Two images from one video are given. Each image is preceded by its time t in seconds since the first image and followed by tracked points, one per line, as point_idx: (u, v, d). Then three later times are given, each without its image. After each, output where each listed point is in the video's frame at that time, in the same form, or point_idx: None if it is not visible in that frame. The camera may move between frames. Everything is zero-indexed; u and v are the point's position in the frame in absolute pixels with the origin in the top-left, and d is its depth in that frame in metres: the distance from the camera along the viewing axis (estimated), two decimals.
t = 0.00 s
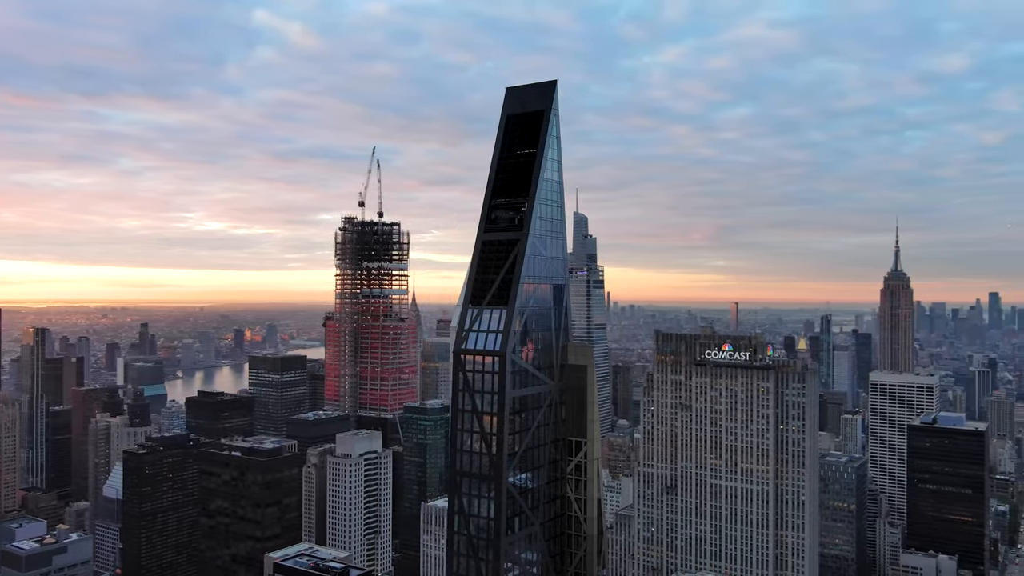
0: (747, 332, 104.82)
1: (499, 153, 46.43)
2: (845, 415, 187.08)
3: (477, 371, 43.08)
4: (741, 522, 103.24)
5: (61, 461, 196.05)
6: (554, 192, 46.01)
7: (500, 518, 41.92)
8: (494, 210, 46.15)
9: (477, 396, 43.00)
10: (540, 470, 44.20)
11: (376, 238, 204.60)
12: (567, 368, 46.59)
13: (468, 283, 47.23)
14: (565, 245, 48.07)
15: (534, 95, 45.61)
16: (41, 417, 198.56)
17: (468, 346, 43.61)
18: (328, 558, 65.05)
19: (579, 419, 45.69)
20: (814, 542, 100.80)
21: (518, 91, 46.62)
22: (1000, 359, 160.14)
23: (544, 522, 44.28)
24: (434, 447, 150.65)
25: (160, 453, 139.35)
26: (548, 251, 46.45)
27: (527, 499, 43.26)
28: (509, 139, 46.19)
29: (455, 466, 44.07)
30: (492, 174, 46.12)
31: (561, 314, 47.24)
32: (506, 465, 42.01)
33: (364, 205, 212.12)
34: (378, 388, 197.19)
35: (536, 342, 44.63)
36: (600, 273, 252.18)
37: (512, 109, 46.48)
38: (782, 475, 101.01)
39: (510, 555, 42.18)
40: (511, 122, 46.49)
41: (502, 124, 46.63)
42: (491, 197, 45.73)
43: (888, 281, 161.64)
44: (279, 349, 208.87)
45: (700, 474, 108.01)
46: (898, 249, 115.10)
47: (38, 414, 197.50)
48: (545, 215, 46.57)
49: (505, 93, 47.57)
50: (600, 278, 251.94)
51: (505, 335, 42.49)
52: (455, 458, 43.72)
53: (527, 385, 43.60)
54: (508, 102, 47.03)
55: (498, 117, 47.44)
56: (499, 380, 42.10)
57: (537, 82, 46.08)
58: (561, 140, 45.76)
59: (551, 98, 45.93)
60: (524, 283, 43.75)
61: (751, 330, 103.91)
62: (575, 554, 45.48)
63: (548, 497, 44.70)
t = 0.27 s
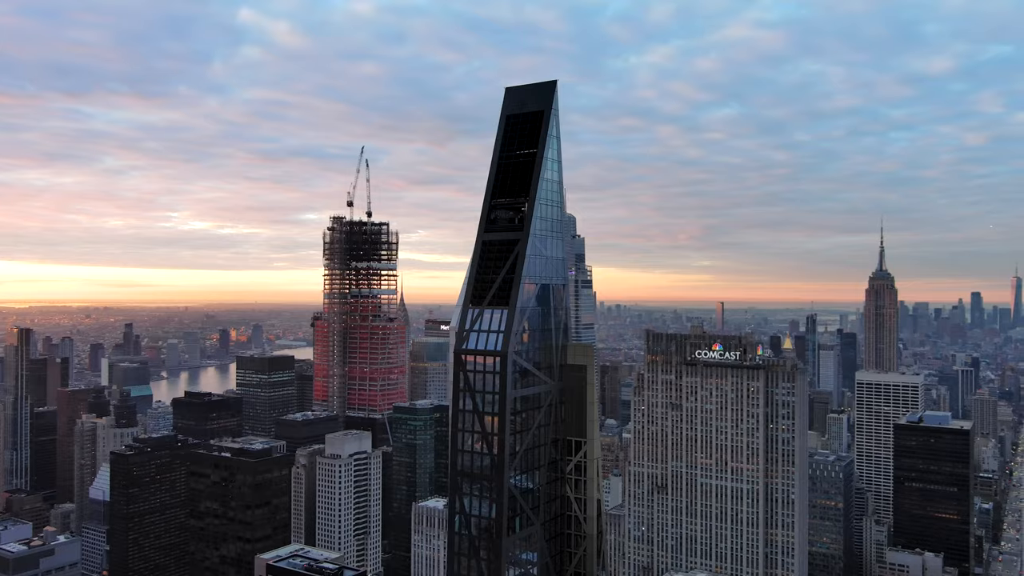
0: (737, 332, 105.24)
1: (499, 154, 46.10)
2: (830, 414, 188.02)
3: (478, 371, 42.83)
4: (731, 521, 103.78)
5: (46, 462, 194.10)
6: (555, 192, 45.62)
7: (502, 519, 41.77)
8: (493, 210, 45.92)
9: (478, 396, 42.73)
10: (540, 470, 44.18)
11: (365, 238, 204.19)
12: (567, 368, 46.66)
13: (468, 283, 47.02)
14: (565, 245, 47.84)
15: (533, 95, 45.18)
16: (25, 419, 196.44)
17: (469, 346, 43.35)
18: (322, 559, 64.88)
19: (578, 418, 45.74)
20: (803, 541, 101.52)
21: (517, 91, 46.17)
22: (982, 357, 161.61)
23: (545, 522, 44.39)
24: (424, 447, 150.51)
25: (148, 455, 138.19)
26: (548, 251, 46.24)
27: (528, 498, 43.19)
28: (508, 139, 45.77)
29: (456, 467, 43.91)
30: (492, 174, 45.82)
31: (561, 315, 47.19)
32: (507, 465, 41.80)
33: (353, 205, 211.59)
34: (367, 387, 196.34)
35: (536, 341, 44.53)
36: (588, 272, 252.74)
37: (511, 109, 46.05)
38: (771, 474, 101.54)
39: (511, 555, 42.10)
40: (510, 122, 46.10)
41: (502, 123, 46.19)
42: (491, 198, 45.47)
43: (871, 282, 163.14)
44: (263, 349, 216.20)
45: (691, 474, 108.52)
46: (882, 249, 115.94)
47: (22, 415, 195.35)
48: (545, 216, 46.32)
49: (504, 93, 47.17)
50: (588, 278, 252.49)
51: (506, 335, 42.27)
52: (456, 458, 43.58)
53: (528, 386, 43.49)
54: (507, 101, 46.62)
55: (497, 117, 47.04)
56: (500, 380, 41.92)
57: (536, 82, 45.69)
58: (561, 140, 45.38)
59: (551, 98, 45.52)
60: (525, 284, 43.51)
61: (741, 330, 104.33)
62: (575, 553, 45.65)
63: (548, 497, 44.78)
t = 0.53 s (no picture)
0: (728, 331, 105.61)
1: (498, 154, 46.01)
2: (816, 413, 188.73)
3: (479, 371, 42.84)
4: (722, 520, 104.30)
5: (30, 464, 192.19)
6: (556, 192, 45.51)
7: (503, 519, 41.79)
8: (493, 211, 45.87)
9: (479, 396, 42.77)
10: (540, 470, 44.16)
11: (354, 238, 203.70)
12: (567, 368, 46.60)
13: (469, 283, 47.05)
14: (565, 246, 47.77)
15: (533, 95, 45.04)
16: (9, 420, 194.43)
17: (470, 346, 43.38)
18: (315, 560, 64.65)
19: (578, 418, 45.70)
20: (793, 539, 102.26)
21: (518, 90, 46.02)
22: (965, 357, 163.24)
23: (546, 522, 44.35)
24: (413, 447, 150.11)
25: (135, 456, 137.18)
26: (548, 251, 46.20)
27: (528, 498, 43.20)
28: (508, 139, 45.63)
29: (457, 467, 43.87)
30: (491, 174, 45.72)
31: (561, 315, 47.29)
32: (509, 465, 41.80)
33: (340, 205, 211.07)
34: (356, 388, 195.53)
35: (537, 341, 44.54)
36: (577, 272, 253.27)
37: (511, 108, 45.89)
38: (761, 473, 102.23)
39: (513, 555, 42.15)
40: (509, 123, 45.97)
41: (502, 123, 45.97)
42: (491, 198, 45.40)
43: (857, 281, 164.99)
44: (250, 350, 215.16)
45: (681, 473, 108.90)
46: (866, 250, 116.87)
47: (6, 416, 193.29)
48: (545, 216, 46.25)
49: (504, 93, 47.02)
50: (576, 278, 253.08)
51: (507, 335, 42.29)
52: (457, 458, 43.55)
53: (528, 386, 43.49)
54: (507, 101, 46.46)
55: (497, 117, 46.87)
56: (502, 380, 41.97)
57: (536, 83, 45.56)
58: (561, 140, 45.28)
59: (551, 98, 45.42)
60: (526, 284, 43.50)
61: (731, 329, 104.69)
62: (575, 553, 45.63)
63: (549, 497, 44.74)
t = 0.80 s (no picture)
0: (718, 331, 106.00)
1: (498, 154, 46.13)
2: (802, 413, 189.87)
3: (479, 371, 42.94)
4: (711, 519, 104.86)
5: (14, 466, 190.13)
6: (555, 192, 45.70)
7: (504, 519, 41.81)
8: (494, 211, 45.96)
9: (481, 397, 42.84)
10: (540, 470, 44.23)
11: (342, 237, 203.26)
12: (567, 368, 46.75)
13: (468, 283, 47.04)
14: (565, 245, 47.89)
15: (533, 95, 45.25)
16: None
17: (471, 346, 43.43)
18: (309, 561, 64.39)
19: (578, 418, 45.84)
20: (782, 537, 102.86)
21: (517, 91, 46.20)
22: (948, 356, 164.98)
23: (546, 522, 44.41)
24: (402, 448, 149.57)
25: (123, 457, 136.10)
26: (548, 251, 46.32)
27: (529, 498, 43.27)
28: (508, 139, 45.79)
29: (457, 467, 43.86)
30: (491, 174, 45.84)
31: (561, 315, 47.45)
32: (510, 465, 41.88)
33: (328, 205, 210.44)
34: (344, 388, 194.42)
35: (537, 341, 44.66)
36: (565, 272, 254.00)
37: (511, 109, 46.07)
38: (751, 472, 102.79)
39: (514, 554, 42.16)
40: (509, 123, 46.12)
41: (502, 123, 46.15)
42: (491, 197, 45.50)
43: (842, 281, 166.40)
44: (235, 350, 213.08)
45: (672, 473, 109.29)
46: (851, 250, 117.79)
47: None
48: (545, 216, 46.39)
49: (503, 93, 47.18)
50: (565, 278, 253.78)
51: (509, 335, 42.40)
52: (458, 458, 43.55)
53: (529, 386, 43.58)
54: (506, 101, 46.63)
55: (496, 117, 47.02)
56: (503, 380, 42.06)
57: (536, 83, 45.75)
58: (561, 141, 45.49)
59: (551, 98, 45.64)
60: (527, 284, 43.63)
61: (721, 329, 105.13)
62: (575, 552, 45.71)
63: (549, 497, 44.80)
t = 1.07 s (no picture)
0: (708, 331, 106.15)
1: (498, 154, 46.11)
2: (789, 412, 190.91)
3: (480, 371, 43.03)
4: (701, 517, 105.42)
5: None
6: (555, 192, 45.77)
7: (505, 519, 41.83)
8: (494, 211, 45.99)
9: (482, 397, 42.93)
10: (540, 470, 44.27)
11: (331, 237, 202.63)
12: (567, 368, 46.86)
13: (468, 282, 47.07)
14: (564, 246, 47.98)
15: (532, 96, 45.28)
16: None
17: (472, 347, 43.50)
18: (302, 562, 64.27)
19: (577, 418, 45.93)
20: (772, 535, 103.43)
21: (517, 91, 46.19)
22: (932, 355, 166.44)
23: (546, 522, 44.45)
24: (391, 448, 149.02)
25: (110, 458, 134.99)
26: (548, 251, 46.37)
27: (530, 498, 43.30)
28: (507, 139, 45.79)
29: (458, 467, 43.87)
30: (491, 174, 45.85)
31: (561, 315, 47.55)
32: (511, 465, 41.92)
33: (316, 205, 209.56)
34: (333, 388, 193.42)
35: (538, 341, 44.75)
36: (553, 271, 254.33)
37: (510, 109, 46.05)
38: (741, 470, 103.37)
39: (515, 555, 42.16)
40: (509, 123, 46.13)
41: (501, 123, 46.16)
42: (491, 197, 45.50)
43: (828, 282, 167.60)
44: (220, 350, 210.40)
45: (663, 472, 109.66)
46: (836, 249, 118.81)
47: None
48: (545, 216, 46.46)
49: (503, 93, 47.15)
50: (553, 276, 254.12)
51: (510, 335, 42.48)
52: (459, 458, 43.56)
53: (529, 386, 43.66)
54: (506, 101, 46.61)
55: (496, 117, 47.00)
56: (505, 380, 42.17)
57: (535, 83, 45.77)
58: (561, 141, 45.55)
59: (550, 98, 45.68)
60: (528, 284, 43.70)
61: (711, 329, 105.34)
62: (574, 552, 45.77)
63: (549, 497, 44.85)
